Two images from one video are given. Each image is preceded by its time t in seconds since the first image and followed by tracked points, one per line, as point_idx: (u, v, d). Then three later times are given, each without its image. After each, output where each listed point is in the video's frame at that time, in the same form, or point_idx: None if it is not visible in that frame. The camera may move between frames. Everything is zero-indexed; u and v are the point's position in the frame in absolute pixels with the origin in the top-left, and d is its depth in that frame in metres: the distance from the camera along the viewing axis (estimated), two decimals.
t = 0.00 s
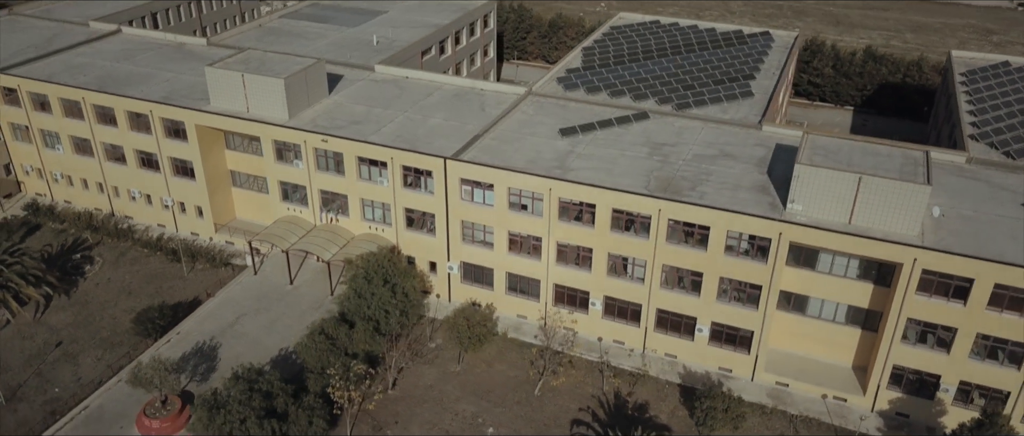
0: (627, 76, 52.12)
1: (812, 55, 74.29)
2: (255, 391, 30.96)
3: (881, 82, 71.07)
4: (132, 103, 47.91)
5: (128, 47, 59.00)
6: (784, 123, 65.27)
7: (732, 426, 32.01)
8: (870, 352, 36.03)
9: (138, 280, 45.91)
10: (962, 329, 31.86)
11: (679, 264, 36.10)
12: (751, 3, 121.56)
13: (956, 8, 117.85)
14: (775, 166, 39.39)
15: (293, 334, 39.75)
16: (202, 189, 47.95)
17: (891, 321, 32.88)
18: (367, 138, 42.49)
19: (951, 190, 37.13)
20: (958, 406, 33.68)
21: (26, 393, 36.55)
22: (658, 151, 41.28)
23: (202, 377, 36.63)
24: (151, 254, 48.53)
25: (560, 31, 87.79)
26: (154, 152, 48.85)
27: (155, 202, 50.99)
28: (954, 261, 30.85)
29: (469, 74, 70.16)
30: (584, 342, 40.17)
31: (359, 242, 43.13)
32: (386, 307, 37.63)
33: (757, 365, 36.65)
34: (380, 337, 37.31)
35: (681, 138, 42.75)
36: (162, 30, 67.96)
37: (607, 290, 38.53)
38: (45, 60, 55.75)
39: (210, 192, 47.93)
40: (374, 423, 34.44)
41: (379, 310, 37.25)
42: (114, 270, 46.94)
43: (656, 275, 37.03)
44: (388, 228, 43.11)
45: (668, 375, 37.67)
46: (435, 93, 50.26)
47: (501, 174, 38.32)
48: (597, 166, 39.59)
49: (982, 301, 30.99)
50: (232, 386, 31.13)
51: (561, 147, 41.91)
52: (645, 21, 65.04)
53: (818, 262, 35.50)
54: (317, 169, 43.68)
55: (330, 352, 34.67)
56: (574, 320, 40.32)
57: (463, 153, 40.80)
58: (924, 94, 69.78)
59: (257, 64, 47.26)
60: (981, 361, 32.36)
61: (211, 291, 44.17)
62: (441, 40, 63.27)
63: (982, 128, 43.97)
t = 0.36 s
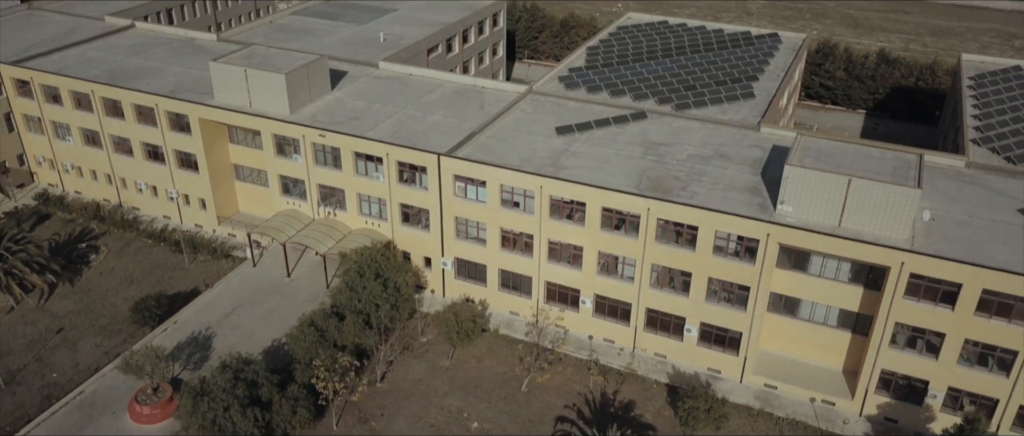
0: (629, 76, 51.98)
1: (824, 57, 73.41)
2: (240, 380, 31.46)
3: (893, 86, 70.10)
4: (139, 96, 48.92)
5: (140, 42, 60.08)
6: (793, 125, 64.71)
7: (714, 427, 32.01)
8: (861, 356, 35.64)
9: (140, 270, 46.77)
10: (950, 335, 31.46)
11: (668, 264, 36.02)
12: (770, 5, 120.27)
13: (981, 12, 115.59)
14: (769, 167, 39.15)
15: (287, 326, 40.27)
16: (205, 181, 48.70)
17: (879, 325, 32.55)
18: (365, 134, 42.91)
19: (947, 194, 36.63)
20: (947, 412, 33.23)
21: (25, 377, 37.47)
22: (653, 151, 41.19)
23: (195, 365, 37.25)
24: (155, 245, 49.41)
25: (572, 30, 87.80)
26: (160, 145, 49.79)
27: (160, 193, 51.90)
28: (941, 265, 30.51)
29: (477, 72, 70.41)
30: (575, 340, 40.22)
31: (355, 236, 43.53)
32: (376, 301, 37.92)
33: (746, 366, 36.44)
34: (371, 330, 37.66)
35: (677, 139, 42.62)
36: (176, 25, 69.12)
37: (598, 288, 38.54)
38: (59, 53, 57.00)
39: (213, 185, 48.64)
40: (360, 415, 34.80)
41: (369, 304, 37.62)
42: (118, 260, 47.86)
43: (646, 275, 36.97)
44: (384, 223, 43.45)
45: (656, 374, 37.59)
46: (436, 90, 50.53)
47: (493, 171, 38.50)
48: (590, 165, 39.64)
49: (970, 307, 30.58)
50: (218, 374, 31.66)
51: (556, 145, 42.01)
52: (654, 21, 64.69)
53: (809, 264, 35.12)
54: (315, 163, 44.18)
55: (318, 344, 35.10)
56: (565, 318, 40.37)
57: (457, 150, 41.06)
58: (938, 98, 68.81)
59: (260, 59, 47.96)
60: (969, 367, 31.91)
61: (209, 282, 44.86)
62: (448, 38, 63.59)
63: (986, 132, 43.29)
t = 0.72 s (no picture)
0: (630, 74, 51.92)
1: (835, 59, 72.14)
2: (227, 367, 32.06)
3: (904, 89, 69.21)
4: (145, 89, 49.93)
5: (152, 36, 61.23)
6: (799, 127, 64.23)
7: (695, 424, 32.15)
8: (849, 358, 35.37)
9: (142, 259, 47.68)
10: (935, 338, 31.20)
11: (656, 262, 36.07)
12: (787, 6, 119.03)
13: (1003, 15, 113.49)
14: (762, 168, 38.99)
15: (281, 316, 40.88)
16: (208, 173, 49.53)
17: (865, 327, 32.34)
18: (362, 129, 43.42)
19: (941, 197, 36.23)
20: (933, 416, 32.94)
21: (25, 360, 38.45)
22: (647, 150, 41.19)
23: (189, 353, 37.95)
24: (159, 235, 50.34)
25: (583, 30, 87.81)
26: (165, 137, 50.76)
27: (165, 185, 52.88)
28: (925, 268, 30.30)
29: (485, 70, 70.71)
30: (564, 336, 40.39)
31: (351, 230, 44.03)
32: (366, 293, 38.31)
33: (732, 366, 36.36)
34: (361, 323, 38.12)
35: (672, 138, 42.56)
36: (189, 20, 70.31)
37: (587, 285, 38.68)
38: (72, 46, 58.29)
39: (216, 177, 49.43)
40: (347, 406, 35.29)
41: (360, 296, 38.07)
42: (122, 249, 48.85)
43: (634, 273, 37.05)
44: (380, 218, 43.91)
45: (644, 372, 37.63)
46: (437, 87, 50.88)
47: (484, 167, 38.81)
48: (582, 163, 39.78)
49: (955, 310, 30.31)
50: (205, 361, 32.27)
51: (550, 142, 42.19)
52: (661, 20, 64.40)
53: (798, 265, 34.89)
54: (313, 157, 44.80)
55: (308, 334, 35.64)
56: (555, 315, 40.56)
57: (451, 145, 41.42)
58: (948, 101, 68.22)
59: (263, 55, 48.69)
60: (955, 371, 31.61)
61: (208, 273, 45.62)
62: (454, 36, 63.96)
63: (987, 136, 42.74)
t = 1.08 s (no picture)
0: (629, 73, 51.93)
1: (843, 61, 71.62)
2: (213, 354, 32.71)
3: (912, 91, 68.34)
4: (150, 83, 50.89)
5: (161, 31, 62.28)
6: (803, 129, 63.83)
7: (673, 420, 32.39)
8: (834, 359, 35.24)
9: (144, 249, 48.57)
10: (916, 340, 31.04)
11: (641, 259, 36.21)
12: (803, 7, 117.79)
13: None
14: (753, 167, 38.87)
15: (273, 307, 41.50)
16: (209, 166, 50.32)
17: (847, 327, 32.24)
18: (357, 123, 43.92)
19: (931, 198, 35.90)
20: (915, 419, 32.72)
21: (23, 345, 39.42)
22: (638, 147, 41.23)
23: (181, 341, 38.69)
24: (161, 225, 51.26)
25: (592, 29, 87.84)
26: (169, 129, 51.70)
27: (169, 177, 53.82)
28: (907, 269, 30.18)
29: (490, 68, 71.02)
30: (552, 332, 40.61)
31: (345, 223, 44.56)
32: (356, 285, 38.77)
33: (717, 365, 36.38)
34: (350, 314, 38.60)
35: (665, 136, 42.57)
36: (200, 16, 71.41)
37: (574, 282, 38.88)
38: (83, 40, 59.48)
39: (217, 169, 50.20)
40: (333, 396, 35.85)
41: (349, 288, 38.55)
42: (125, 239, 49.85)
43: (620, 270, 37.19)
44: (374, 211, 44.39)
45: (629, 369, 37.76)
46: (435, 83, 51.24)
47: (474, 162, 39.14)
48: (572, 160, 39.93)
49: (936, 311, 30.14)
50: (192, 348, 32.95)
51: (542, 139, 42.36)
52: (665, 19, 64.17)
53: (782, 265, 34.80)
54: (310, 151, 45.43)
55: (295, 324, 36.23)
56: (544, 310, 40.81)
57: (444, 141, 41.78)
58: (956, 104, 67.31)
59: (265, 49, 49.36)
60: (936, 373, 31.41)
61: (205, 263, 46.37)
62: (459, 33, 64.31)
63: (983, 139, 42.25)
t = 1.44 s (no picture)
0: (626, 72, 52.03)
1: (849, 62, 70.77)
2: (199, 341, 33.42)
3: (919, 93, 67.59)
4: (154, 76, 51.87)
5: (169, 25, 63.33)
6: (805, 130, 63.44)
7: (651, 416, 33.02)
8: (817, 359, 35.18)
9: (145, 239, 49.36)
10: (896, 341, 30.94)
11: (625, 256, 36.41)
12: (817, 8, 116.30)
13: None
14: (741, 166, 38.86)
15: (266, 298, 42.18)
16: (211, 158, 51.15)
17: (827, 327, 32.22)
18: (353, 118, 44.50)
19: (918, 199, 35.71)
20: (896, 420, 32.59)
21: (23, 330, 40.44)
22: (628, 145, 41.38)
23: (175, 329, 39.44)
24: (163, 216, 52.20)
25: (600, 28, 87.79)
26: (172, 122, 52.67)
27: (172, 169, 54.77)
28: (886, 269, 30.12)
29: (494, 66, 71.42)
30: (540, 327, 40.91)
31: (339, 217, 45.17)
32: (345, 277, 39.29)
33: (700, 362, 36.46)
34: (339, 306, 39.11)
35: (656, 135, 42.65)
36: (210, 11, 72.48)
37: (561, 277, 39.17)
38: (93, 33, 60.66)
39: (219, 161, 50.99)
40: (319, 385, 36.44)
41: (338, 280, 39.07)
42: (127, 229, 50.86)
43: (605, 266, 37.40)
44: (367, 205, 44.94)
45: (613, 365, 37.98)
46: (433, 80, 51.67)
47: (463, 157, 39.54)
48: (562, 156, 40.17)
49: (914, 312, 30.05)
50: (180, 334, 33.70)
51: (534, 136, 42.62)
52: (668, 20, 63.88)
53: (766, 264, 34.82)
54: (307, 145, 46.12)
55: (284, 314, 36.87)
56: (532, 306, 41.13)
57: (436, 136, 42.22)
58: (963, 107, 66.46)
59: (266, 44, 50.07)
60: (916, 374, 31.30)
61: (203, 254, 47.20)
62: (462, 31, 64.72)
63: (978, 141, 41.80)
